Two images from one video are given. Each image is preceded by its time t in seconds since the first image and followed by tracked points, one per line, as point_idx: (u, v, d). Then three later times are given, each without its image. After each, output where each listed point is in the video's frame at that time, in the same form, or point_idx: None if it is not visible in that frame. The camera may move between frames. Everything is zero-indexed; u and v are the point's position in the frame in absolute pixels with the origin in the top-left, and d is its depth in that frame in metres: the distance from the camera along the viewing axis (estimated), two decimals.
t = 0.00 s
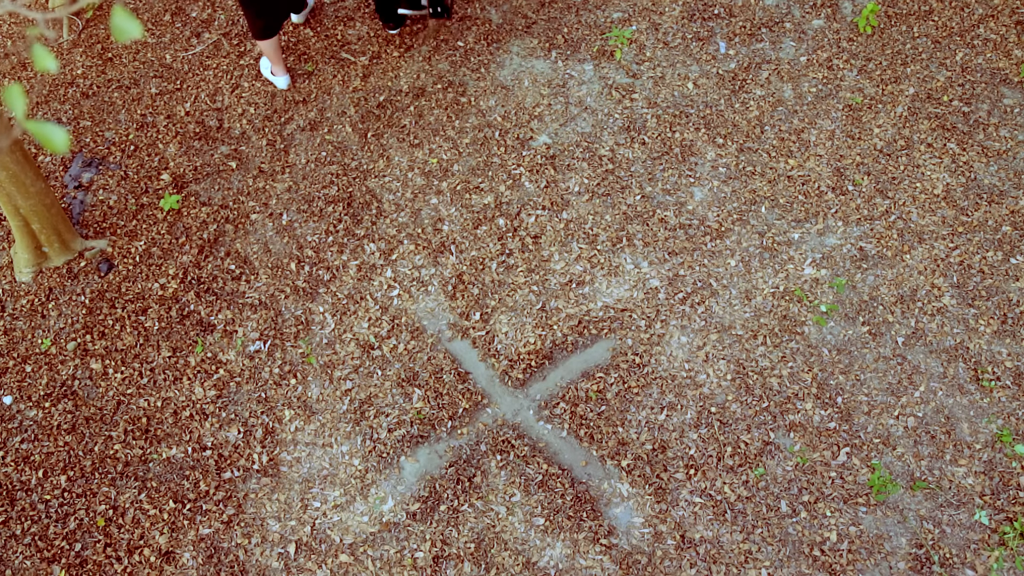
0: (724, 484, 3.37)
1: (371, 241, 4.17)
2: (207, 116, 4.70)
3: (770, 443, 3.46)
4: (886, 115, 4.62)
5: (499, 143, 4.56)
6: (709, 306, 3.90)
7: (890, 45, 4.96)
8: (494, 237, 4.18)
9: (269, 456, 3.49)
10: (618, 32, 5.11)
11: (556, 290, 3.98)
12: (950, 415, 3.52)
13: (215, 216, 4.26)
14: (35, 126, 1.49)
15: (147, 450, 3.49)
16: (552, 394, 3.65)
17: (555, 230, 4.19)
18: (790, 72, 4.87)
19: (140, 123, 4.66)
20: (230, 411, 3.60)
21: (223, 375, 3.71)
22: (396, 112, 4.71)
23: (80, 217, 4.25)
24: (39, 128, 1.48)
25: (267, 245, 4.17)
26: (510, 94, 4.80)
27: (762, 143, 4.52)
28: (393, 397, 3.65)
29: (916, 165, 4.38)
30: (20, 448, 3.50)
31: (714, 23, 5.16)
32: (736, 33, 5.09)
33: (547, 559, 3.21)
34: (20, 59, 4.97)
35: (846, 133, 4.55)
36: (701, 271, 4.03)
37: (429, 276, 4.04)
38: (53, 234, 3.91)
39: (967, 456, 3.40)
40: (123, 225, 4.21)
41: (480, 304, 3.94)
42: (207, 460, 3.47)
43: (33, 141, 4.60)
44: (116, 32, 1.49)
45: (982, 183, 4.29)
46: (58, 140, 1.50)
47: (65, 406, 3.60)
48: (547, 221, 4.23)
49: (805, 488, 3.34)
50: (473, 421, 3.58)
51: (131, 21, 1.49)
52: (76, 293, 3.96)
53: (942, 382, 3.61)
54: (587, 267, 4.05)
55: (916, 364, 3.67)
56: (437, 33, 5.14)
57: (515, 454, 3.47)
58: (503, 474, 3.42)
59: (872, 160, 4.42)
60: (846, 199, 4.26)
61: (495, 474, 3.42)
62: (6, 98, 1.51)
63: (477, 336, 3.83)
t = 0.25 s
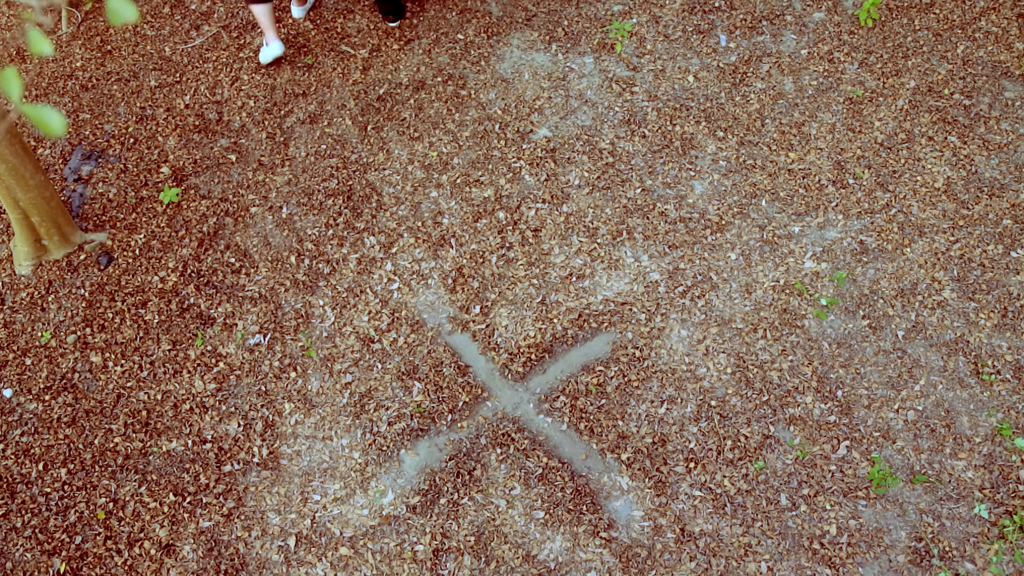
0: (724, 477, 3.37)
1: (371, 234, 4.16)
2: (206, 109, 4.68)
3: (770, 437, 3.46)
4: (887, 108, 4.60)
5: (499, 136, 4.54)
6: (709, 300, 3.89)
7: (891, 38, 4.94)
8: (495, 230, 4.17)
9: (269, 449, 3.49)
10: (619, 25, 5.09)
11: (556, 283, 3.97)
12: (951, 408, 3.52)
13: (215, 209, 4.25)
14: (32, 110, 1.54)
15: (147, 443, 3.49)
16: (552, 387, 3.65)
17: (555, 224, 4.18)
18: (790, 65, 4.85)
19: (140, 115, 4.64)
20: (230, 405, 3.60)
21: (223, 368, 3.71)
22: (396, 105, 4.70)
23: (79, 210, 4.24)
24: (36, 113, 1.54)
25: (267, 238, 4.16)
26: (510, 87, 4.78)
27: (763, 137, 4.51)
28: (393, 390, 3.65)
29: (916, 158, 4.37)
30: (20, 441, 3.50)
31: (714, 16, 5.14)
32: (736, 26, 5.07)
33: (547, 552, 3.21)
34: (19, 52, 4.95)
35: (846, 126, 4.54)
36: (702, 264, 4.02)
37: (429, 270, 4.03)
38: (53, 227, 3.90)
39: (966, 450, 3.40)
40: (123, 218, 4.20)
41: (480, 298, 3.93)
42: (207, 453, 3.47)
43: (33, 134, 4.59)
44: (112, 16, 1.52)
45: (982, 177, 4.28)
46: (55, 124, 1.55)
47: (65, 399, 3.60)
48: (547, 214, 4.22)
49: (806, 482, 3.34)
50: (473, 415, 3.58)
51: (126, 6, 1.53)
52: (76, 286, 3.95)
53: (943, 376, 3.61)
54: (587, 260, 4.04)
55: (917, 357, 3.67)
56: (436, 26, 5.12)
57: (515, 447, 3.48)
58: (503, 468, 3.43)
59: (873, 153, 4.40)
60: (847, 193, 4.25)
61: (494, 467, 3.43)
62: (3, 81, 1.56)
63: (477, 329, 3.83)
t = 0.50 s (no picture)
0: (724, 471, 3.37)
1: (371, 228, 4.15)
2: (206, 101, 4.66)
3: (770, 431, 3.47)
4: (888, 102, 4.58)
5: (500, 130, 4.53)
6: (709, 294, 3.89)
7: (892, 32, 4.92)
8: (495, 224, 4.16)
9: (269, 442, 3.49)
10: (619, 19, 5.07)
11: (556, 277, 3.97)
12: (951, 403, 3.52)
13: (215, 203, 4.24)
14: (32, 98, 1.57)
15: (148, 436, 3.49)
16: (552, 381, 3.65)
17: (555, 218, 4.17)
18: (791, 59, 4.83)
19: (140, 108, 4.62)
20: (231, 398, 3.60)
21: (224, 361, 3.70)
22: (397, 99, 4.68)
23: (79, 202, 4.23)
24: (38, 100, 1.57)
25: (267, 231, 4.15)
26: (510, 80, 4.76)
27: (764, 131, 4.49)
28: (393, 384, 3.65)
29: (917, 153, 4.36)
30: (21, 434, 3.50)
31: (715, 10, 5.12)
32: (738, 20, 5.05)
33: (547, 545, 3.21)
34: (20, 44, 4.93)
35: (847, 120, 4.52)
36: (702, 259, 4.02)
37: (429, 264, 4.03)
38: (53, 220, 3.90)
39: (966, 444, 3.40)
40: (123, 211, 4.19)
41: (480, 292, 3.93)
42: (208, 446, 3.47)
43: (33, 126, 4.57)
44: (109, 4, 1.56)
45: (983, 171, 4.27)
46: (56, 111, 1.59)
47: (65, 392, 3.60)
48: (548, 208, 4.21)
49: (805, 476, 3.35)
50: (473, 408, 3.58)
51: None
52: (76, 279, 3.95)
53: (943, 370, 3.61)
54: (587, 254, 4.03)
55: (917, 352, 3.67)
56: (436, 19, 5.10)
57: (515, 441, 3.48)
58: (503, 461, 3.43)
59: (874, 148, 4.39)
60: (847, 187, 4.24)
61: (494, 461, 3.43)
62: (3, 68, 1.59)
63: (477, 323, 3.83)
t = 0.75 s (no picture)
0: (724, 466, 3.37)
1: (372, 223, 4.15)
2: (207, 96, 4.65)
3: (770, 426, 3.47)
4: (889, 98, 4.57)
5: (500, 125, 4.52)
6: (710, 289, 3.88)
7: (894, 27, 4.90)
8: (496, 218, 4.15)
9: (270, 437, 3.49)
10: (620, 13, 5.05)
11: (557, 272, 3.96)
12: (951, 398, 3.52)
13: (216, 197, 4.23)
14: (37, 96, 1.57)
15: (149, 431, 3.49)
16: (553, 376, 3.65)
17: (556, 213, 4.16)
18: (793, 54, 4.81)
19: (141, 102, 4.61)
20: (231, 392, 3.60)
21: (225, 355, 3.70)
22: (398, 93, 4.67)
23: (80, 196, 4.22)
24: (42, 99, 1.57)
25: (268, 226, 4.15)
26: (511, 75, 4.75)
27: (765, 126, 4.48)
28: (394, 379, 3.65)
29: (919, 148, 4.34)
30: (22, 428, 3.50)
31: (717, 5, 5.10)
32: (739, 15, 5.03)
33: (547, 540, 3.22)
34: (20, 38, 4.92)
35: (849, 115, 4.51)
36: (703, 254, 4.01)
37: (430, 258, 4.02)
38: (54, 214, 3.89)
39: (966, 440, 3.41)
40: (123, 205, 4.19)
41: (481, 287, 3.93)
42: (209, 440, 3.47)
43: (33, 120, 4.56)
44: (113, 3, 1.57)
45: (985, 166, 4.25)
46: (60, 110, 1.59)
47: (66, 386, 3.61)
48: (549, 203, 4.20)
49: (806, 471, 3.35)
50: (474, 403, 3.58)
51: None
52: (77, 273, 3.95)
53: (943, 366, 3.61)
54: (588, 250, 4.03)
55: (918, 348, 3.67)
56: (437, 13, 5.08)
57: (516, 436, 3.48)
58: (504, 456, 3.43)
59: (875, 143, 4.38)
60: (849, 182, 4.23)
61: (495, 456, 3.43)
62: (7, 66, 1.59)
63: (478, 318, 3.82)
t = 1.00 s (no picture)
0: (724, 462, 3.37)
1: (373, 218, 4.14)
2: (208, 91, 4.64)
3: (771, 422, 3.47)
4: (891, 93, 4.55)
5: (501, 120, 4.51)
6: (711, 285, 3.88)
7: (896, 22, 4.89)
8: (497, 214, 4.15)
9: (271, 431, 3.50)
10: (622, 8, 5.04)
11: (558, 267, 3.96)
12: (952, 394, 3.52)
13: (217, 192, 4.23)
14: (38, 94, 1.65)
15: (150, 425, 3.50)
16: (553, 372, 3.65)
17: (557, 208, 4.16)
18: (795, 49, 4.80)
19: (142, 97, 4.60)
20: (232, 387, 3.61)
21: (226, 350, 3.71)
22: (399, 88, 4.66)
23: (81, 191, 4.22)
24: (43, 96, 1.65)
25: (269, 221, 4.14)
26: (512, 70, 4.73)
27: (767, 121, 4.47)
28: (394, 374, 3.65)
29: (921, 143, 4.33)
30: (23, 422, 3.50)
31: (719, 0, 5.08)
32: (741, 10, 5.01)
33: (548, 535, 3.22)
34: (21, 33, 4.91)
35: (851, 111, 4.50)
36: (704, 249, 4.00)
37: (431, 254, 4.02)
38: (55, 209, 3.89)
39: (967, 436, 3.40)
40: (124, 200, 4.18)
41: (482, 282, 3.92)
42: (210, 435, 3.48)
43: (34, 115, 4.56)
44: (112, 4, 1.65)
45: (987, 162, 4.24)
46: (62, 106, 1.66)
47: (68, 381, 3.61)
48: (549, 198, 4.20)
49: (806, 467, 3.35)
50: (475, 398, 3.58)
51: None
52: (78, 268, 3.95)
53: (944, 362, 3.61)
54: (589, 245, 4.02)
55: (919, 343, 3.66)
56: (438, 8, 5.07)
57: (517, 431, 3.48)
58: (505, 451, 3.43)
59: (877, 139, 4.37)
60: (850, 178, 4.22)
61: (496, 451, 3.44)
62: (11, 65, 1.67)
63: (479, 314, 3.82)
